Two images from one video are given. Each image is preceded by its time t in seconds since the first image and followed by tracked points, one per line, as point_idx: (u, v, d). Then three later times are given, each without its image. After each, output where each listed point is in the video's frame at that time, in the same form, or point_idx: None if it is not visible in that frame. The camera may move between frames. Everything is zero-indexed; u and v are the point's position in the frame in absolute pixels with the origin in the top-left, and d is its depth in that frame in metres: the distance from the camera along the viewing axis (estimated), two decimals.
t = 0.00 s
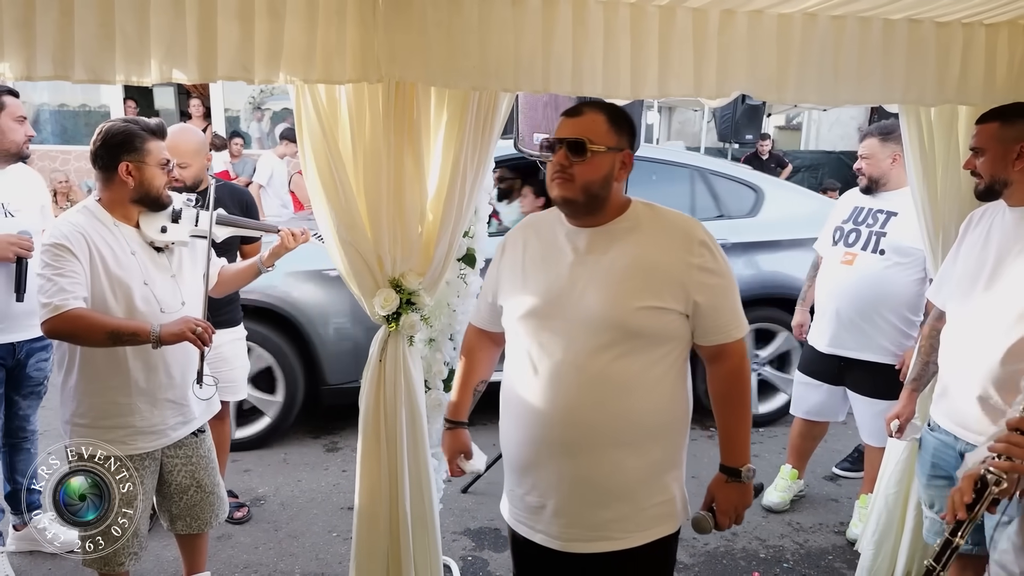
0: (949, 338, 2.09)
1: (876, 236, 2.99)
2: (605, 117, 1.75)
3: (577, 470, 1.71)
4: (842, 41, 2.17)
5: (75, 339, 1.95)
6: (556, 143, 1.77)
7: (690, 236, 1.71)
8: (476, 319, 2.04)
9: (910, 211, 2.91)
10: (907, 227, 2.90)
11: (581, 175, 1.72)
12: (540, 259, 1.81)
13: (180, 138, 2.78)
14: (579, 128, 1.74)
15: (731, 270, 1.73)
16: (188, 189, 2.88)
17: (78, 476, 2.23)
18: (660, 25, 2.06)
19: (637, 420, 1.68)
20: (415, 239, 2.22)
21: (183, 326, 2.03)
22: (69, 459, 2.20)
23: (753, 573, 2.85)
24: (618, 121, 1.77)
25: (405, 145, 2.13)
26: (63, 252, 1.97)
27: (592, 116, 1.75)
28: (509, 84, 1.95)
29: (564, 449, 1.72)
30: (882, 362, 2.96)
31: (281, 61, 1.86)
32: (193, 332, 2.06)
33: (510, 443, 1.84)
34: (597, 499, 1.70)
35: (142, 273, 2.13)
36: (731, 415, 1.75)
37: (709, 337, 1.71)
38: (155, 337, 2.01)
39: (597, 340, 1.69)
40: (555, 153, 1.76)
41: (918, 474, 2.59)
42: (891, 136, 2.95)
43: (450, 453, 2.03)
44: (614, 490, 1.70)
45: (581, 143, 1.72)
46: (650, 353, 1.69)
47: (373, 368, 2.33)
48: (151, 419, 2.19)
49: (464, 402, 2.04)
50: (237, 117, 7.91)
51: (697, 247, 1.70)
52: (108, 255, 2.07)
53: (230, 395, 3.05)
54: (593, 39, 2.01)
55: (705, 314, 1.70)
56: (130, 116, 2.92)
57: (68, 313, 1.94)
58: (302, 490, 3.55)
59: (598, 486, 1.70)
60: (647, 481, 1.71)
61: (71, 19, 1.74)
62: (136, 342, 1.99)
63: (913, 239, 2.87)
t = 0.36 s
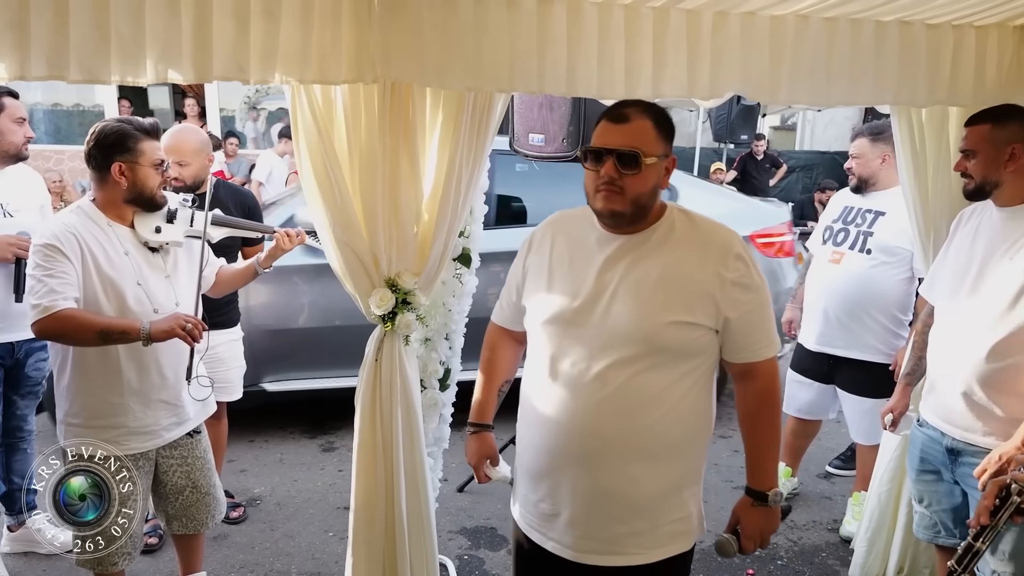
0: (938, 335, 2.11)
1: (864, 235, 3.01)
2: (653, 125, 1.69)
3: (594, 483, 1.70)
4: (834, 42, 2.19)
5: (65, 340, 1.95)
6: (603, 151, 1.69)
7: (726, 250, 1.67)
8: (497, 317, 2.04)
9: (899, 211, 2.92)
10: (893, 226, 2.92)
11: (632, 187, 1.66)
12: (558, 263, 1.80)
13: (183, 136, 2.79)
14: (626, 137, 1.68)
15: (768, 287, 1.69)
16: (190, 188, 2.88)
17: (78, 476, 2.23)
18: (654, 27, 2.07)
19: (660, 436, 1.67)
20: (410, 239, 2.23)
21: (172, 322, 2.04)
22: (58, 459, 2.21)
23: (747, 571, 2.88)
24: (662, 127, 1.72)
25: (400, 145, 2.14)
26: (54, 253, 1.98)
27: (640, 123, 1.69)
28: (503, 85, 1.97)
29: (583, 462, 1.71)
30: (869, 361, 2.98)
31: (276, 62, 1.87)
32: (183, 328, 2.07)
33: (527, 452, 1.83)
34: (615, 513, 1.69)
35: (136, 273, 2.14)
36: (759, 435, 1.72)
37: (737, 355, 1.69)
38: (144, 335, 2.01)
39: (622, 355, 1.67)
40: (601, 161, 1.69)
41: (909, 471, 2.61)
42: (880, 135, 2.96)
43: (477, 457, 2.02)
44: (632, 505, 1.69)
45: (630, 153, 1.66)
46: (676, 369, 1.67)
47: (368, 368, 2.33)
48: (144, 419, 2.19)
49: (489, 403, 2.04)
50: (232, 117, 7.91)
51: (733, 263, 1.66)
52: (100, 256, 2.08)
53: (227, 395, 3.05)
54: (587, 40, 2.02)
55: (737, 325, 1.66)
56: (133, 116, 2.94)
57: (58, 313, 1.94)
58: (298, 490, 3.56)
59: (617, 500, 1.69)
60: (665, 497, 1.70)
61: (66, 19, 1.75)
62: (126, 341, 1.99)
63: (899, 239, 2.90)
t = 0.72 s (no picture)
0: (920, 332, 2.14)
1: (847, 234, 3.03)
2: (672, 145, 1.62)
3: (601, 494, 1.68)
4: (818, 43, 2.21)
5: (52, 350, 1.97)
6: (625, 183, 1.61)
7: (741, 261, 1.62)
8: (508, 318, 2.04)
9: (881, 208, 2.95)
10: (876, 223, 2.96)
11: (664, 215, 1.61)
12: (569, 268, 1.78)
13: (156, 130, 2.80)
14: (651, 163, 1.60)
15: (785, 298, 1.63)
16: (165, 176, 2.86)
17: (78, 476, 2.20)
18: (640, 27, 2.09)
19: (671, 448, 1.65)
20: (397, 238, 2.23)
21: (160, 339, 2.06)
22: (48, 463, 2.20)
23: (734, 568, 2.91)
24: (678, 140, 1.65)
25: (387, 144, 2.14)
26: (38, 258, 1.97)
27: (659, 146, 1.61)
28: (489, 84, 1.98)
29: (592, 474, 1.69)
30: (853, 357, 3.02)
31: (262, 61, 1.87)
32: (170, 344, 2.09)
33: (534, 461, 1.81)
34: (623, 526, 1.67)
35: (121, 274, 2.13)
36: (776, 452, 1.68)
37: (750, 368, 1.64)
38: (131, 348, 2.03)
39: (634, 366, 1.64)
40: (625, 195, 1.61)
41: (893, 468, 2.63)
42: (862, 135, 2.99)
43: (485, 461, 2.02)
44: (641, 518, 1.66)
45: (655, 184, 1.59)
46: (689, 382, 1.64)
47: (356, 367, 2.34)
48: (130, 421, 2.18)
49: (496, 407, 2.04)
50: (221, 117, 7.89)
51: (750, 275, 1.61)
52: (85, 258, 2.06)
53: (209, 400, 3.03)
54: (573, 40, 2.03)
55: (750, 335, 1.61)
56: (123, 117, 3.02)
57: (46, 326, 1.94)
58: (288, 490, 3.55)
59: (625, 512, 1.67)
60: (674, 510, 1.68)
61: (50, 18, 1.74)
62: (113, 353, 2.02)
63: (882, 237, 2.95)
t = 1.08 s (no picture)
0: (900, 330, 2.16)
1: (830, 231, 3.05)
2: (670, 148, 1.61)
3: (594, 501, 1.69)
4: (798, 42, 2.23)
5: (20, 355, 1.94)
6: (631, 193, 1.59)
7: (736, 267, 1.62)
8: (499, 322, 2.04)
9: (862, 205, 2.98)
10: (858, 220, 2.98)
11: (672, 222, 1.61)
12: (561, 272, 1.78)
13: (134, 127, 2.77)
14: (655, 170, 1.59)
15: (780, 304, 1.63)
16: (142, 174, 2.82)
17: (79, 476, 2.18)
18: (621, 26, 2.09)
19: (665, 455, 1.65)
20: (380, 238, 2.22)
21: (130, 354, 2.03)
22: (47, 464, 2.16)
23: (719, 565, 2.93)
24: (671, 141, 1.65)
25: (368, 144, 2.13)
26: (16, 262, 1.95)
27: (657, 151, 1.60)
28: (471, 83, 1.97)
29: (585, 480, 1.69)
30: (836, 354, 3.05)
31: (242, 59, 1.86)
32: (140, 360, 2.05)
33: (528, 466, 1.81)
34: (616, 533, 1.67)
35: (101, 274, 2.11)
36: (771, 456, 1.67)
37: (745, 374, 1.64)
38: (101, 361, 2.01)
39: (629, 373, 1.63)
40: (633, 205, 1.59)
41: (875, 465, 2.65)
42: (842, 134, 3.04)
43: (475, 465, 2.00)
44: (633, 524, 1.67)
45: (660, 189, 1.58)
46: (683, 389, 1.64)
47: (339, 368, 2.33)
48: (112, 423, 2.16)
49: (487, 410, 2.02)
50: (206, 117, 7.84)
51: (746, 281, 1.61)
52: (63, 259, 2.04)
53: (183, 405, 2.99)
54: (555, 39, 2.03)
55: (743, 336, 1.61)
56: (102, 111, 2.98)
57: (23, 332, 1.93)
58: (272, 491, 3.53)
59: (619, 519, 1.67)
60: (666, 516, 1.68)
61: (25, 16, 1.72)
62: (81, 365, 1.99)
63: (864, 233, 2.97)
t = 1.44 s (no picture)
0: (884, 328, 2.16)
1: (815, 228, 3.06)
2: (655, 146, 1.60)
3: (583, 502, 1.68)
4: (780, 41, 2.23)
5: None
6: (619, 194, 1.58)
7: (725, 266, 1.61)
8: (487, 322, 2.03)
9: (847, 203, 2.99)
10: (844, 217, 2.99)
11: (662, 221, 1.60)
12: (550, 273, 1.78)
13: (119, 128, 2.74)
14: (644, 170, 1.58)
15: (768, 303, 1.62)
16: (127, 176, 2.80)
17: (79, 476, 2.16)
18: (604, 25, 2.09)
19: (654, 455, 1.65)
20: (364, 238, 2.21)
21: (109, 358, 2.01)
22: (47, 465, 2.12)
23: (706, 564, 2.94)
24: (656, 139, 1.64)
25: (352, 143, 2.12)
26: None
27: (643, 150, 1.59)
28: (453, 82, 1.96)
29: (574, 481, 1.69)
30: (822, 350, 3.06)
31: (222, 58, 1.84)
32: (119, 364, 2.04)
33: (516, 466, 1.80)
34: (606, 533, 1.67)
35: (82, 275, 2.09)
36: (756, 453, 1.67)
37: (733, 374, 1.64)
38: (80, 363, 1.99)
39: (617, 374, 1.63)
40: (622, 206, 1.58)
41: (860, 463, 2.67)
42: (827, 134, 3.06)
43: (466, 466, 1.98)
44: (622, 525, 1.66)
45: (649, 189, 1.57)
46: (670, 389, 1.63)
47: (324, 368, 2.31)
48: (93, 424, 2.14)
49: (474, 412, 2.03)
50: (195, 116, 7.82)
51: (735, 280, 1.60)
52: (44, 260, 2.02)
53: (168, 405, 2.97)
54: (538, 38, 2.02)
55: (731, 337, 1.61)
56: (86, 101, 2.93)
57: None
58: (259, 492, 3.52)
59: (608, 520, 1.67)
60: (654, 518, 1.68)
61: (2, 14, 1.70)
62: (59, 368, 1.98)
63: (849, 230, 2.97)
